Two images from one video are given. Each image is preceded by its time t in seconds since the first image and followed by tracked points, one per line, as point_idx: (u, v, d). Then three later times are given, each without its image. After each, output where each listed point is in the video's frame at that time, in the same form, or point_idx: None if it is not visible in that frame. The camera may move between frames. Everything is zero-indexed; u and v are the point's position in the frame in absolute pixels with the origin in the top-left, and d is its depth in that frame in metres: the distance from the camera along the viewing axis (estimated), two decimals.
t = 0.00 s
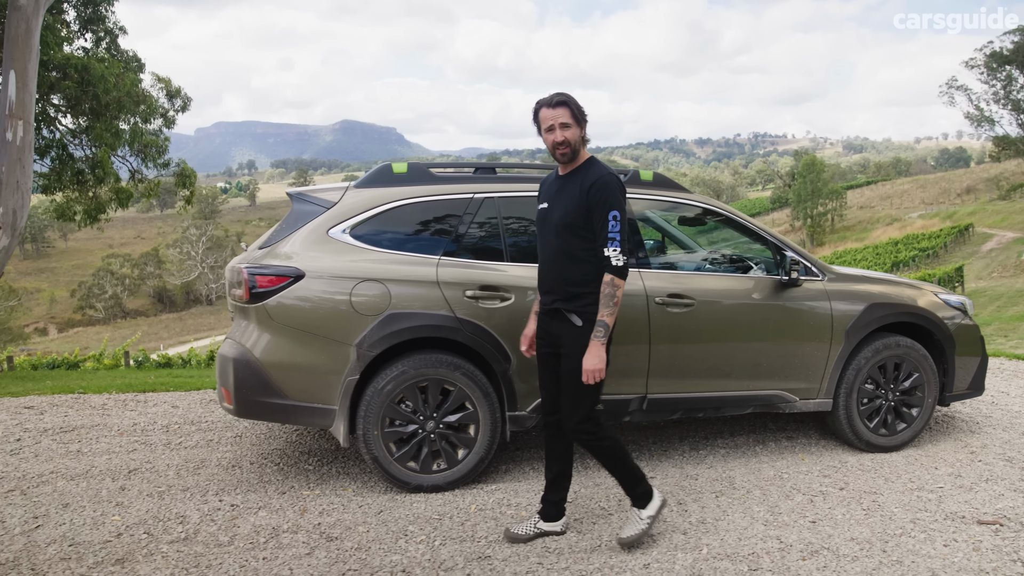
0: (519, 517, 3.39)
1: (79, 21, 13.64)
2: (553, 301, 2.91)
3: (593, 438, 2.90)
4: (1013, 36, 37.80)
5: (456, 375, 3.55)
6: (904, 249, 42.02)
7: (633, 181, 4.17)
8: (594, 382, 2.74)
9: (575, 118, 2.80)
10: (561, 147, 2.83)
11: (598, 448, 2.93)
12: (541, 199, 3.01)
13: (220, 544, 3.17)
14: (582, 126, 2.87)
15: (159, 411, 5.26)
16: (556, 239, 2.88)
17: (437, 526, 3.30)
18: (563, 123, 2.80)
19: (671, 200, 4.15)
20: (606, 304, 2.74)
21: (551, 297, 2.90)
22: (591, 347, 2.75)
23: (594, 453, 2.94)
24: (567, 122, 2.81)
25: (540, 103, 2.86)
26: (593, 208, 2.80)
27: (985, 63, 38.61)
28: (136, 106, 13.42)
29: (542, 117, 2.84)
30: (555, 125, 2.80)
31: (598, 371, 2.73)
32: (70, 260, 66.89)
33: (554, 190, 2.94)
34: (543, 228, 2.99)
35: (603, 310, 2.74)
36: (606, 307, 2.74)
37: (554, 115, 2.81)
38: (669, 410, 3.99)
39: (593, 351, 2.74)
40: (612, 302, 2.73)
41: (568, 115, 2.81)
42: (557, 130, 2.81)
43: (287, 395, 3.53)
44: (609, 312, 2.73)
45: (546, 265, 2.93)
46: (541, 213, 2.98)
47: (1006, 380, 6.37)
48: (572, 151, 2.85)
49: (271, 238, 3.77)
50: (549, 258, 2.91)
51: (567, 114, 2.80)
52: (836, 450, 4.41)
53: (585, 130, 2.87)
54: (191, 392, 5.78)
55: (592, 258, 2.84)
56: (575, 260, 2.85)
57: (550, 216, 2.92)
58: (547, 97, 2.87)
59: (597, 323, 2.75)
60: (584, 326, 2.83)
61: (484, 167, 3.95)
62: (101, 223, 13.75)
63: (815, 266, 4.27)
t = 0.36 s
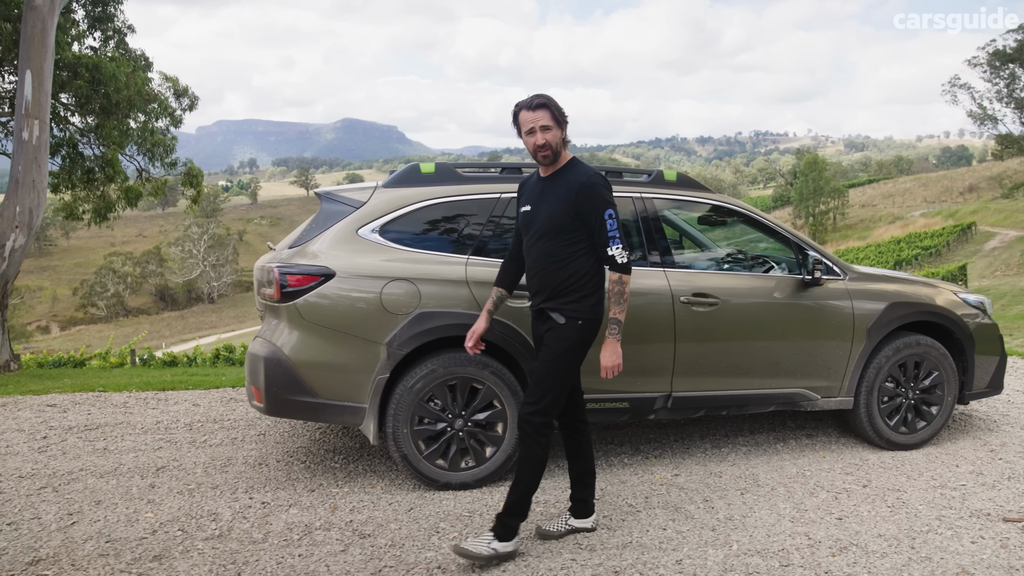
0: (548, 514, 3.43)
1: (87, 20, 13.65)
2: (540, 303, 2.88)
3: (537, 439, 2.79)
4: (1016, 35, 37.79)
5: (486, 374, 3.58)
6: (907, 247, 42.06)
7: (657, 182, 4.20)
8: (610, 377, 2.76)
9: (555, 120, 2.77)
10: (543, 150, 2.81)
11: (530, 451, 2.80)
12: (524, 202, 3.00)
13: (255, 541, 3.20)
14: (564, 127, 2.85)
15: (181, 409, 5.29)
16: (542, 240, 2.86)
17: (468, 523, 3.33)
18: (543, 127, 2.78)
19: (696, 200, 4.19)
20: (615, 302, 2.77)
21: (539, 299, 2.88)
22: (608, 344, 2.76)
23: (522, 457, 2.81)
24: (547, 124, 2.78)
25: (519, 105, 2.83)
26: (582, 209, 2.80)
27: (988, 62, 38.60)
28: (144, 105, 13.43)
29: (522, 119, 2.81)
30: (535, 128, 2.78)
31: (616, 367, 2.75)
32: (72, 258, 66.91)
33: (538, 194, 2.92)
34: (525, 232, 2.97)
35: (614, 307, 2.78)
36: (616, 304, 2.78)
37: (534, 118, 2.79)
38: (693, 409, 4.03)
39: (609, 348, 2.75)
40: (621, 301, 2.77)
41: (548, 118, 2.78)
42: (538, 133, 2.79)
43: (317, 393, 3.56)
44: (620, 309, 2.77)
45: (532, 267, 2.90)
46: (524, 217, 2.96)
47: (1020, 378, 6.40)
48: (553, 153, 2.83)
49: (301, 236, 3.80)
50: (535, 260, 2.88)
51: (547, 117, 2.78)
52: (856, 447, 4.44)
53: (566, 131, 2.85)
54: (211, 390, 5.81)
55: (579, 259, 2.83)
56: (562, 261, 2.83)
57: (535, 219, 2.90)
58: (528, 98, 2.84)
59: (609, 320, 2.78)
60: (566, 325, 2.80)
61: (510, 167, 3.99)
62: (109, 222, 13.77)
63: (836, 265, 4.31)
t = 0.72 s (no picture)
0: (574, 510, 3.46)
1: (95, 19, 13.67)
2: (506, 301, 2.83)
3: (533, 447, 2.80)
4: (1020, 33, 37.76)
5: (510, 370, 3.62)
6: (910, 246, 42.03)
7: (677, 181, 4.24)
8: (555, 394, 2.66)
9: (537, 111, 2.70)
10: (523, 143, 2.73)
11: (527, 462, 2.81)
12: (503, 193, 2.91)
13: (285, 536, 3.23)
14: (547, 121, 2.77)
15: (200, 407, 5.33)
16: (510, 237, 2.79)
17: (494, 518, 3.35)
18: (526, 118, 2.70)
19: (716, 198, 4.23)
20: (566, 312, 2.64)
21: (504, 298, 2.82)
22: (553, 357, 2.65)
23: (521, 467, 2.82)
24: (528, 114, 2.71)
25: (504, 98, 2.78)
26: (550, 209, 2.69)
27: (992, 59, 38.57)
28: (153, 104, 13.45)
29: (504, 111, 2.75)
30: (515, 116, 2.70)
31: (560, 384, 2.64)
32: (76, 257, 67.02)
33: (515, 186, 2.84)
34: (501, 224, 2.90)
35: (563, 319, 2.64)
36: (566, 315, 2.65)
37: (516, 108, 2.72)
38: (713, 406, 4.06)
39: (554, 362, 2.64)
40: (573, 311, 2.64)
41: (531, 108, 2.71)
42: (518, 123, 2.71)
43: (344, 390, 3.59)
44: (568, 320, 2.64)
45: (501, 263, 2.84)
46: (501, 209, 2.88)
47: None
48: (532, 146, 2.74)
49: (326, 234, 3.82)
50: (503, 256, 2.82)
51: (530, 109, 2.70)
52: (874, 444, 4.47)
53: (549, 126, 2.76)
54: (228, 388, 5.84)
55: (544, 261, 2.74)
56: (526, 261, 2.76)
57: (509, 213, 2.82)
58: (512, 89, 2.77)
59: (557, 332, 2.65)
60: (531, 329, 2.72)
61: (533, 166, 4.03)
62: (117, 220, 13.81)
63: (856, 263, 4.34)
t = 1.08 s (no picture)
0: (602, 505, 3.50)
1: (107, 18, 13.72)
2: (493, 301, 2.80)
3: (554, 442, 2.81)
4: None
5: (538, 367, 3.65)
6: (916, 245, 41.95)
7: (701, 179, 4.27)
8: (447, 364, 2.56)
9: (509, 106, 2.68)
10: (499, 139, 2.72)
11: (550, 458, 2.83)
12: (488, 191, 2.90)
13: (318, 529, 3.27)
14: (524, 117, 2.75)
15: (223, 403, 5.37)
16: (492, 237, 2.77)
17: (524, 513, 3.39)
18: (501, 114, 2.69)
19: (740, 196, 4.27)
20: (502, 297, 2.59)
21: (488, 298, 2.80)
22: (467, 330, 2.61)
23: (545, 463, 2.83)
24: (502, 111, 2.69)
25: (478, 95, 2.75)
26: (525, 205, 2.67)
27: (998, 58, 38.50)
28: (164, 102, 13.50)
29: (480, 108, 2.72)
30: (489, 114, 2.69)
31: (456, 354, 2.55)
32: (80, 256, 67.14)
33: (496, 185, 2.82)
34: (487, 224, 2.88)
35: (496, 302, 2.60)
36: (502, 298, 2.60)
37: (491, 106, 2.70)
38: (736, 402, 4.09)
39: (464, 334, 2.58)
40: (512, 295, 2.59)
41: (505, 105, 2.69)
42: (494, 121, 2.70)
43: (374, 386, 3.64)
44: (499, 305, 2.59)
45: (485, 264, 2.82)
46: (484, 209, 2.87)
47: None
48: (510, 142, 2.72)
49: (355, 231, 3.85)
50: (486, 256, 2.80)
51: (504, 104, 2.69)
52: (895, 441, 4.50)
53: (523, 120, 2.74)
54: (249, 385, 5.89)
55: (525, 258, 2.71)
56: (508, 260, 2.73)
57: (490, 212, 2.81)
58: (488, 85, 2.75)
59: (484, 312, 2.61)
60: (523, 330, 2.69)
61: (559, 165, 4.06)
62: (128, 218, 13.86)
63: (878, 261, 4.37)
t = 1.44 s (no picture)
0: (634, 499, 3.54)
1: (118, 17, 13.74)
2: (464, 298, 2.74)
3: (524, 444, 2.79)
4: None
5: (569, 363, 3.68)
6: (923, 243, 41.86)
7: (727, 177, 4.29)
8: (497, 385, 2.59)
9: (485, 104, 2.63)
10: (471, 136, 2.67)
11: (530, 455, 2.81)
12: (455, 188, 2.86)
13: (356, 523, 3.30)
14: (496, 113, 2.70)
15: (247, 399, 5.42)
16: (466, 232, 2.72)
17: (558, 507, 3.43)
18: (473, 111, 2.64)
19: (766, 194, 4.29)
20: (515, 303, 2.58)
21: (460, 297, 2.75)
22: (500, 347, 2.61)
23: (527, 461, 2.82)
24: (477, 108, 2.64)
25: (451, 89, 2.69)
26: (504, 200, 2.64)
27: (1006, 55, 38.38)
28: (176, 100, 13.51)
29: (451, 103, 2.67)
30: (463, 111, 2.63)
31: (503, 375, 2.59)
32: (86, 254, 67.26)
33: (467, 180, 2.77)
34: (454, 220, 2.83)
35: (512, 309, 2.58)
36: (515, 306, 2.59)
37: (465, 101, 2.64)
38: (763, 398, 4.13)
39: (500, 352, 2.60)
40: (523, 301, 2.58)
41: (480, 101, 2.64)
42: (467, 118, 2.64)
43: (408, 381, 3.68)
44: (517, 311, 2.58)
45: (457, 260, 2.76)
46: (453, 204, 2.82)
47: None
48: (483, 140, 2.69)
49: (388, 228, 3.86)
50: (459, 252, 2.75)
51: (478, 101, 2.63)
52: (919, 437, 4.53)
53: (498, 117, 2.70)
54: (272, 381, 5.93)
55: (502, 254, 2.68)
56: (483, 256, 2.69)
57: (461, 207, 2.76)
58: (459, 82, 2.69)
59: (506, 323, 2.60)
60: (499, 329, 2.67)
61: (587, 162, 4.09)
62: (140, 217, 13.89)
63: (903, 258, 4.39)
